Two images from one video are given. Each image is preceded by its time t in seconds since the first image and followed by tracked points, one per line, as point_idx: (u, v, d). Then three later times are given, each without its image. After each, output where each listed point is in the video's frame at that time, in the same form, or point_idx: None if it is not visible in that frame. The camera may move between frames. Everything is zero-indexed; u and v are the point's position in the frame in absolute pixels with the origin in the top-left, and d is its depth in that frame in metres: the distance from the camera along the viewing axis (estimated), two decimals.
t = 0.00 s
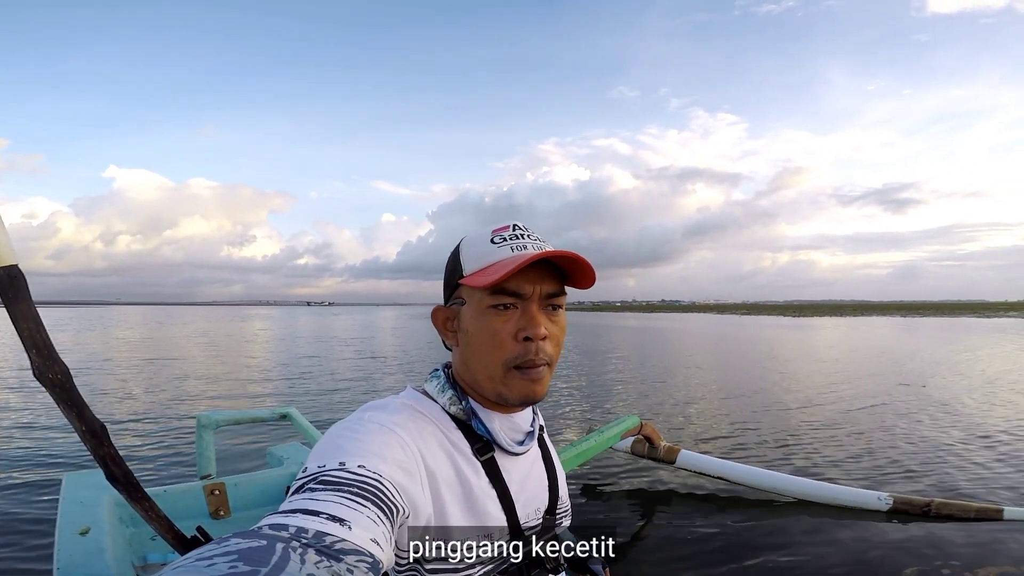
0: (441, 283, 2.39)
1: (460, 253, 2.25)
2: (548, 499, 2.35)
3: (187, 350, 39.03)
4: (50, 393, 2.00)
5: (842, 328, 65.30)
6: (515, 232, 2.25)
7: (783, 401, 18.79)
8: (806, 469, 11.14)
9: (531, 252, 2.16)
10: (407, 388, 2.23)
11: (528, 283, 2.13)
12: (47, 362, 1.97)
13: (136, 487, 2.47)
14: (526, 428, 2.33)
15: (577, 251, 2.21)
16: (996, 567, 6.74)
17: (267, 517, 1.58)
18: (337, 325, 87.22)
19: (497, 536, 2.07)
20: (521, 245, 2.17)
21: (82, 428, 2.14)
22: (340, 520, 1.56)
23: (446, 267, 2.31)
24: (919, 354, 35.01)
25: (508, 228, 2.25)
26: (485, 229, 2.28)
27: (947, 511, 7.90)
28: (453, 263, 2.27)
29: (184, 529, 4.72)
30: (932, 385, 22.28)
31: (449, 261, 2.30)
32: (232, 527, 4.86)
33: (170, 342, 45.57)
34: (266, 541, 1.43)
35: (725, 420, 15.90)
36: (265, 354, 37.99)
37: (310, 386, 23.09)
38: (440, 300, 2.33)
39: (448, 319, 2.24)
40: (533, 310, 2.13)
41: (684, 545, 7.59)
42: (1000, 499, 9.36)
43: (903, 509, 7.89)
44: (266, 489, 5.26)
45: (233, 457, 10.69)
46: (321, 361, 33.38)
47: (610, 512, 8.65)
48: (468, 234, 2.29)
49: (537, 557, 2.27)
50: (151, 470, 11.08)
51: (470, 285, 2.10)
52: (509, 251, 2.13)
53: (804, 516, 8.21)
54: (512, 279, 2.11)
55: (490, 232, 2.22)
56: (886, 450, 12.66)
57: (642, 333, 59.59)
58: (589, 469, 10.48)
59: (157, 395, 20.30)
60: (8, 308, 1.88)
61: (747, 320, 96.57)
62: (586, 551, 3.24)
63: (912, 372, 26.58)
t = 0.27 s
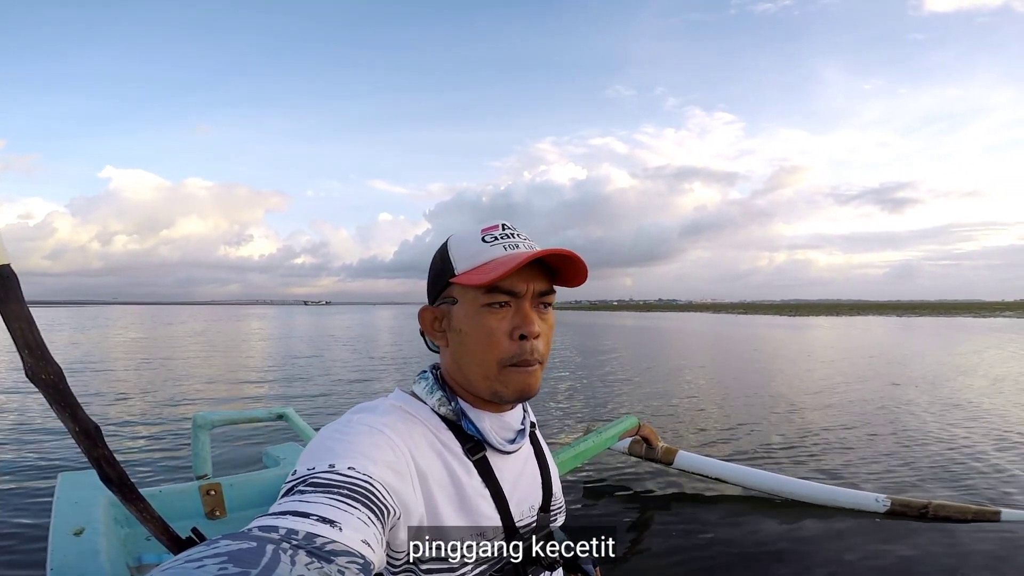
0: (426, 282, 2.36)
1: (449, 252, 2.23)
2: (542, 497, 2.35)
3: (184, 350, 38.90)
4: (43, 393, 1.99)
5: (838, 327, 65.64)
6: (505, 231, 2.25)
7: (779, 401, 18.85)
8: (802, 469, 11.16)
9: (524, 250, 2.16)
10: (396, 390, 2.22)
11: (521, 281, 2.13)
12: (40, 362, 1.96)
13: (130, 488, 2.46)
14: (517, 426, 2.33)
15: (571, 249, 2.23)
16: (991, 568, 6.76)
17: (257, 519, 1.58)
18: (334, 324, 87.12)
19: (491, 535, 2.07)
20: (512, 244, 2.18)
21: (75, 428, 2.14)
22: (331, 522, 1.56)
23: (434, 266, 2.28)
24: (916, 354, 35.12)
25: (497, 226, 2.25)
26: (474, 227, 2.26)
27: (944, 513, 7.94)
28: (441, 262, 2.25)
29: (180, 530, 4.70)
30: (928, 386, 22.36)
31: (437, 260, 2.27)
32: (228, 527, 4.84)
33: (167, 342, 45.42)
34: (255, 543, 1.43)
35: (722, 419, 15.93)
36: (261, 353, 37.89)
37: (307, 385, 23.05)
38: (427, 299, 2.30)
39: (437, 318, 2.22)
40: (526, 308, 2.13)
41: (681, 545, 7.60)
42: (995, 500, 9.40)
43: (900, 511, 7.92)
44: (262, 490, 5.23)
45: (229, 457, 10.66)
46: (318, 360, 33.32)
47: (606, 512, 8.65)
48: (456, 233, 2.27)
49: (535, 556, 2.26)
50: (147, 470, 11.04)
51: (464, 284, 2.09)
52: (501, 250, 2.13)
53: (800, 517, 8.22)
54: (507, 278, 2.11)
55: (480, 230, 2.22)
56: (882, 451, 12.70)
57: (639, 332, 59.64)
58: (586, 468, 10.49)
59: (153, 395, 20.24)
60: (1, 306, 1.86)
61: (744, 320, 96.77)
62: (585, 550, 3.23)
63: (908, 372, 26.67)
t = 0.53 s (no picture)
0: (419, 282, 2.36)
1: (443, 252, 2.23)
2: (538, 494, 2.36)
3: (182, 346, 38.85)
4: (37, 388, 2.00)
5: (836, 328, 65.62)
6: (500, 231, 2.27)
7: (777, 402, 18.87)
8: (799, 470, 11.18)
9: (520, 250, 2.18)
10: (391, 388, 2.23)
11: (518, 280, 2.15)
12: (35, 357, 1.97)
13: (122, 483, 2.48)
14: (512, 424, 2.34)
15: (567, 249, 2.25)
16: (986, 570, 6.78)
17: (253, 516, 1.59)
18: (333, 321, 87.07)
19: (487, 533, 2.08)
20: (507, 244, 2.20)
21: (69, 423, 2.16)
22: (327, 519, 1.57)
23: (428, 266, 2.28)
24: (913, 355, 35.19)
25: (492, 227, 2.27)
26: (469, 227, 2.27)
27: (941, 515, 7.95)
28: (434, 262, 2.25)
29: (173, 526, 4.71)
30: (925, 387, 22.42)
31: (431, 260, 2.27)
32: (221, 524, 4.85)
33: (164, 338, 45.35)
34: (252, 539, 1.44)
35: (719, 420, 15.95)
36: (259, 350, 37.84)
37: (305, 382, 23.06)
38: (421, 298, 2.30)
39: (432, 318, 2.21)
40: (523, 307, 2.15)
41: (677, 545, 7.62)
42: (991, 502, 9.43)
43: (895, 513, 7.99)
44: (256, 487, 5.24)
45: (226, 454, 10.68)
46: (317, 357, 33.30)
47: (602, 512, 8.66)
48: (450, 233, 2.28)
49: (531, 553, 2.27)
50: (143, 466, 11.05)
51: (460, 283, 2.09)
52: (497, 249, 2.15)
53: (796, 517, 8.24)
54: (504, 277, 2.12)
55: (475, 231, 2.23)
56: (878, 452, 12.74)
57: (637, 332, 59.69)
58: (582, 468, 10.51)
59: (151, 391, 20.25)
60: None
61: (743, 320, 96.65)
62: (583, 551, 3.24)
63: (905, 373, 26.74)
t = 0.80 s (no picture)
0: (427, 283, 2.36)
1: (450, 254, 2.24)
2: (543, 496, 2.37)
3: (182, 351, 38.83)
4: (33, 396, 2.02)
5: (836, 323, 65.57)
6: (506, 233, 2.27)
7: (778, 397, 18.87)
8: (801, 465, 11.19)
9: (527, 253, 2.19)
10: (397, 388, 2.24)
11: (525, 283, 2.15)
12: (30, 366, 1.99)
13: (123, 490, 2.50)
14: (519, 426, 2.35)
15: (574, 252, 2.25)
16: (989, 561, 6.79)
17: (260, 516, 1.60)
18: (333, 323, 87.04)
19: (492, 535, 2.08)
20: (514, 246, 2.20)
21: (67, 431, 2.18)
22: (333, 518, 1.57)
23: (435, 267, 2.29)
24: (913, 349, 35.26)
25: (498, 228, 2.27)
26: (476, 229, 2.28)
27: (943, 508, 7.96)
28: (442, 264, 2.26)
29: (176, 531, 4.72)
30: (925, 381, 22.47)
31: (437, 262, 2.28)
32: (224, 528, 4.85)
33: (165, 343, 45.33)
34: (258, 540, 1.44)
35: (721, 416, 15.95)
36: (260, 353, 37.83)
37: (306, 385, 23.08)
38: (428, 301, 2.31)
39: (439, 320, 2.22)
40: (530, 310, 2.16)
41: (680, 542, 7.63)
42: (992, 495, 9.45)
43: (897, 506, 8.00)
44: (258, 491, 5.24)
45: (227, 458, 10.69)
46: (317, 360, 33.29)
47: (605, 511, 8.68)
48: (457, 234, 2.28)
49: (533, 555, 2.28)
50: (145, 472, 11.06)
51: (467, 285, 2.10)
52: (504, 252, 2.15)
53: (799, 513, 8.25)
54: (511, 280, 2.12)
55: (482, 233, 2.23)
56: (879, 446, 12.76)
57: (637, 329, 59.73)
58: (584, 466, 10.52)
59: (151, 396, 20.27)
60: None
61: (742, 316, 96.57)
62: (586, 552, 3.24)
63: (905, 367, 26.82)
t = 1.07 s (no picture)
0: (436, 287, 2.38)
1: (459, 257, 2.26)
2: (552, 499, 2.38)
3: (179, 355, 38.71)
4: (29, 407, 2.03)
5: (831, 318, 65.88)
6: (514, 237, 2.29)
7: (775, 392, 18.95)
8: (799, 460, 11.25)
9: (535, 257, 2.20)
10: (407, 390, 2.25)
11: (533, 286, 2.17)
12: (26, 378, 2.00)
13: (125, 498, 2.51)
14: (528, 429, 2.36)
15: (581, 254, 2.26)
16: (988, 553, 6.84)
17: (269, 518, 1.61)
18: (329, 325, 86.96)
19: (499, 537, 2.10)
20: (522, 250, 2.22)
21: (65, 441, 2.19)
22: (342, 521, 1.58)
23: (444, 272, 2.31)
24: (908, 342, 35.46)
25: (507, 232, 2.29)
26: (485, 233, 2.30)
27: (941, 501, 7.99)
28: (451, 267, 2.28)
29: (179, 537, 4.74)
30: (921, 374, 22.61)
31: (446, 266, 2.30)
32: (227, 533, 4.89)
33: (161, 348, 45.18)
34: (268, 542, 1.46)
35: (719, 412, 16.00)
36: (257, 356, 37.75)
37: (303, 388, 23.05)
38: (438, 304, 2.32)
39: (448, 324, 2.24)
40: (538, 313, 2.17)
41: (681, 538, 7.67)
42: (990, 487, 9.52)
43: (895, 500, 8.06)
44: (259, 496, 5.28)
45: (226, 464, 10.67)
46: (314, 362, 33.24)
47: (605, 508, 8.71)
48: (465, 238, 2.30)
49: (538, 556, 2.30)
50: (144, 479, 11.04)
51: (476, 288, 2.12)
52: (512, 255, 2.17)
53: (798, 508, 8.30)
54: (518, 283, 2.14)
55: (491, 236, 2.25)
56: (877, 439, 12.83)
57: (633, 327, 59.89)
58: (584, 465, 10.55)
59: (148, 402, 20.21)
60: None
61: (738, 312, 96.82)
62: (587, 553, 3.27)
63: (900, 360, 26.99)
